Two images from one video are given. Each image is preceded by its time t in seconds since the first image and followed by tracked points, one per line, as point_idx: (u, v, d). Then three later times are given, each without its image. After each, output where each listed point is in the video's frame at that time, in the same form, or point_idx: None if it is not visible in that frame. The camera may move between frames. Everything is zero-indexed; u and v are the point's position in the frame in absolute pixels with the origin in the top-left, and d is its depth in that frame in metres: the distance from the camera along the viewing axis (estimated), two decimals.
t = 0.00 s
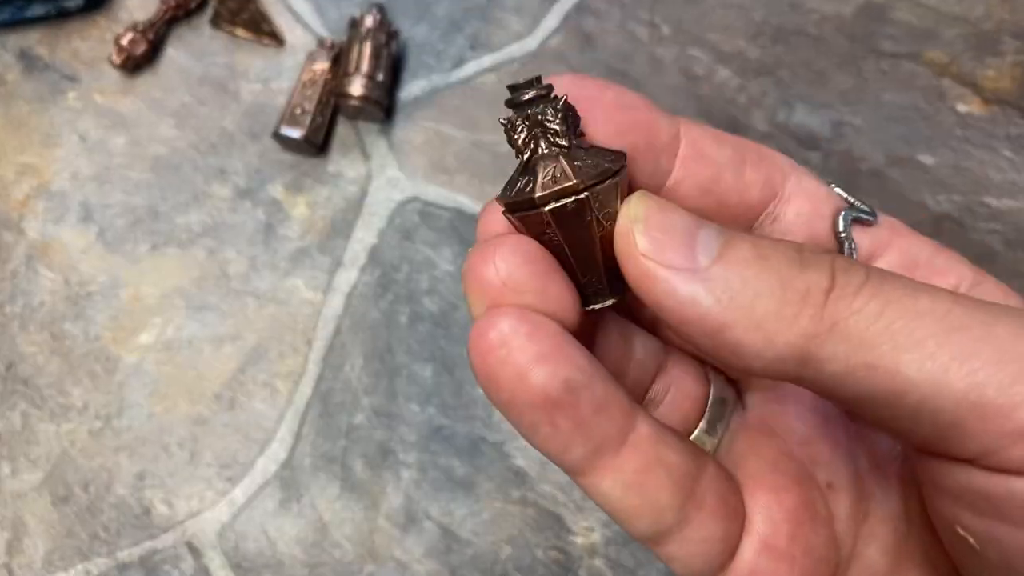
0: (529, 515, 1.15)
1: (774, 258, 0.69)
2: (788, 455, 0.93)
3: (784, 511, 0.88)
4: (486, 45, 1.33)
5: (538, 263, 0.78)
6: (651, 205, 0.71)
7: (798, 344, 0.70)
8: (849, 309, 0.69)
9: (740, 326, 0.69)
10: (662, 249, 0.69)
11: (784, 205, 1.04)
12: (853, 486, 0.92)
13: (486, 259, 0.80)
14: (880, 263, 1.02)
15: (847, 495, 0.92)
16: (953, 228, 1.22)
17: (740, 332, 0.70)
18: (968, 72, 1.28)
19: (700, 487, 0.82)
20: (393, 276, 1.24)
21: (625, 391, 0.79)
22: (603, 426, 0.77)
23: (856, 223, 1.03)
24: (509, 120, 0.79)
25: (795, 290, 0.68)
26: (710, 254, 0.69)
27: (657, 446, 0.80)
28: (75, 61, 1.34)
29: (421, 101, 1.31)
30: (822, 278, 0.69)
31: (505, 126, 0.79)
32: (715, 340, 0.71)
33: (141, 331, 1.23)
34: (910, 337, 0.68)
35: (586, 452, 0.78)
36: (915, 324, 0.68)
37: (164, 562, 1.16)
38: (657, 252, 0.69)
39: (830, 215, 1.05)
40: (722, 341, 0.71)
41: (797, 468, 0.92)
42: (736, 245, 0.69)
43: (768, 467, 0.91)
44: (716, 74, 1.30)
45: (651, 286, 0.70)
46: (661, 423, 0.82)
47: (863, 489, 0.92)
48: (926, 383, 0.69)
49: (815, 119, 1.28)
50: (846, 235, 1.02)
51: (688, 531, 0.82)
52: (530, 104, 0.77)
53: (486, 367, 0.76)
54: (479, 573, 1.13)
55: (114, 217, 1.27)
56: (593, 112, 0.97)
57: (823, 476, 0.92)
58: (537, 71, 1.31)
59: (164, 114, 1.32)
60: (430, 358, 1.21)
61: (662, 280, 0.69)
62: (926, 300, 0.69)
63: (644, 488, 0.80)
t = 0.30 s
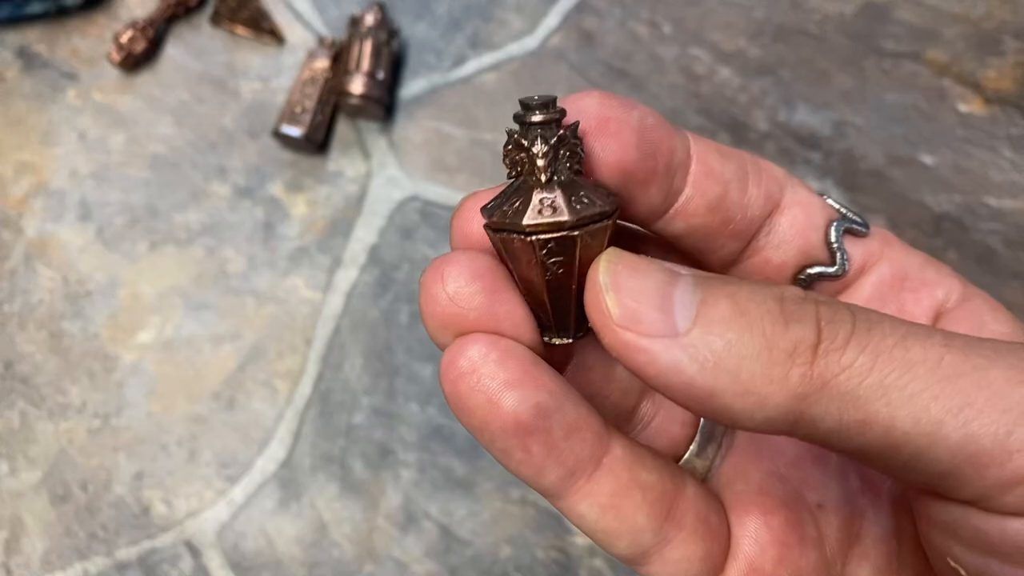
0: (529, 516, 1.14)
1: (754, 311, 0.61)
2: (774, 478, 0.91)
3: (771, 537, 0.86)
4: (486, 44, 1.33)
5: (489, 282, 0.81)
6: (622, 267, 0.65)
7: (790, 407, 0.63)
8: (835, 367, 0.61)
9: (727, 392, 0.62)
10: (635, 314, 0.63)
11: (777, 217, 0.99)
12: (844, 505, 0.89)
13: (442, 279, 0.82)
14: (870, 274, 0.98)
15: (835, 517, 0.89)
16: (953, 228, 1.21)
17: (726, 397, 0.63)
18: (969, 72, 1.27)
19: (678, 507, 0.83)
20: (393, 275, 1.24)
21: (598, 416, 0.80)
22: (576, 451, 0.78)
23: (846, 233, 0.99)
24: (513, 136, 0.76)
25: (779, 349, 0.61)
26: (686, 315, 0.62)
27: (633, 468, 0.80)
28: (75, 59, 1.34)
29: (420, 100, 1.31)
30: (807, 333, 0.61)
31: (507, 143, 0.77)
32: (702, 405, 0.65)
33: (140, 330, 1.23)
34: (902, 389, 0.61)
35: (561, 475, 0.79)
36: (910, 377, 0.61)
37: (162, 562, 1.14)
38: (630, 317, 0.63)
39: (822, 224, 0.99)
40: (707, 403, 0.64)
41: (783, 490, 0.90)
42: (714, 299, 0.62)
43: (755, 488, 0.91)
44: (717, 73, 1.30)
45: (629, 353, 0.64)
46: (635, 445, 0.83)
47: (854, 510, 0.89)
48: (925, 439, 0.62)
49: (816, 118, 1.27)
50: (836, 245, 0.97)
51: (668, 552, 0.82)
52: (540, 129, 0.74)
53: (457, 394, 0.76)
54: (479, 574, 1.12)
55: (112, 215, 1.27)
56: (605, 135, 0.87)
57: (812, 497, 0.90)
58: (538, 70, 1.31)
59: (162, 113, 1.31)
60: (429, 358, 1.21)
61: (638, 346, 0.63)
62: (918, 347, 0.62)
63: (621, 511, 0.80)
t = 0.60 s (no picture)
0: (528, 516, 1.14)
1: (718, 346, 0.61)
2: (774, 476, 0.90)
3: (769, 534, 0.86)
4: (485, 44, 1.33)
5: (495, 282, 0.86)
6: (595, 302, 0.65)
7: (754, 440, 0.63)
8: (795, 401, 0.61)
9: (694, 425, 0.63)
10: (605, 348, 0.64)
11: (797, 219, 0.96)
12: (845, 503, 0.87)
13: (451, 279, 0.87)
14: (885, 276, 0.96)
15: (834, 515, 0.87)
16: (952, 228, 1.20)
17: (693, 430, 0.63)
18: (969, 72, 1.27)
19: (677, 501, 0.84)
20: (392, 274, 1.24)
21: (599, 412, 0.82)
22: (575, 444, 0.80)
23: (864, 237, 0.97)
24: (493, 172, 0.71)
25: (741, 386, 0.61)
26: (654, 350, 0.62)
27: (631, 461, 0.82)
28: (73, 58, 1.34)
29: (419, 100, 1.31)
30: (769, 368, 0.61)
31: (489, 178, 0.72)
32: (673, 436, 0.65)
33: (138, 329, 1.23)
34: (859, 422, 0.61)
35: (561, 467, 0.81)
36: (866, 411, 0.61)
37: (160, 562, 1.14)
38: (601, 351, 0.64)
39: (840, 227, 0.97)
40: (673, 432, 0.65)
41: (783, 485, 0.89)
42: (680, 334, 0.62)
43: (755, 486, 0.90)
44: (716, 73, 1.30)
45: (601, 384, 0.65)
46: (635, 439, 0.84)
47: (854, 506, 0.87)
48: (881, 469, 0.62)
49: (815, 118, 1.27)
50: (853, 249, 0.95)
51: (667, 543, 0.84)
52: (523, 163, 0.70)
53: (461, 387, 0.79)
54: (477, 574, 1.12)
55: (111, 214, 1.27)
56: (616, 144, 0.87)
57: (812, 494, 0.88)
58: (537, 70, 1.31)
59: (161, 112, 1.31)
60: (428, 357, 1.21)
61: (609, 379, 0.64)
62: (878, 380, 0.61)
63: (619, 501, 0.82)
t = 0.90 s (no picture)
0: (527, 515, 1.14)
1: (695, 365, 0.61)
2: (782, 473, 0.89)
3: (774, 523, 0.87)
4: (484, 43, 1.33)
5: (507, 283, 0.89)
6: (578, 320, 0.65)
7: (726, 453, 0.63)
8: (767, 418, 0.61)
9: (669, 438, 0.63)
10: (585, 363, 0.64)
11: (809, 200, 0.97)
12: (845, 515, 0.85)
13: (467, 278, 0.90)
14: (886, 266, 0.96)
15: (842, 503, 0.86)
16: (951, 227, 1.20)
17: (670, 441, 0.63)
18: (968, 71, 1.27)
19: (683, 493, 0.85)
20: (390, 274, 1.23)
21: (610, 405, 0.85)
22: (582, 437, 0.84)
23: (871, 221, 0.96)
24: (481, 183, 0.71)
25: (716, 404, 0.61)
26: (632, 367, 0.62)
27: (638, 455, 0.85)
28: (72, 58, 1.34)
29: (418, 99, 1.31)
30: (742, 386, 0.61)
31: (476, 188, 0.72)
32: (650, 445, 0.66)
33: (137, 329, 1.23)
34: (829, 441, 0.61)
35: (571, 458, 0.85)
36: (836, 431, 0.61)
37: (159, 561, 1.15)
38: (582, 366, 0.64)
39: (845, 211, 0.97)
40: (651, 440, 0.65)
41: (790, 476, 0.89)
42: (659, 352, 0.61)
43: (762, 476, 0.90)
44: (715, 73, 1.30)
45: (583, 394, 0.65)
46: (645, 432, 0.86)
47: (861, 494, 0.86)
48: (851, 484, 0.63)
49: (813, 117, 1.27)
50: (855, 232, 0.96)
51: (673, 533, 0.86)
52: (506, 178, 0.69)
53: (475, 380, 0.85)
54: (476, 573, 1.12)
55: (109, 214, 1.27)
56: (639, 127, 0.89)
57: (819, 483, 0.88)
58: (536, 69, 1.31)
59: (160, 112, 1.31)
60: (427, 357, 1.21)
61: (591, 392, 0.64)
62: (849, 401, 0.61)
63: (626, 492, 0.85)
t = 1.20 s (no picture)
0: (529, 517, 1.14)
1: (705, 350, 0.61)
2: (774, 490, 0.89)
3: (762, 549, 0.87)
4: (486, 45, 1.33)
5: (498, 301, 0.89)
6: (595, 297, 0.65)
7: (726, 439, 0.63)
8: (770, 405, 0.61)
9: (671, 421, 0.63)
10: (599, 342, 0.63)
11: (780, 230, 0.98)
12: (837, 519, 0.86)
13: (456, 298, 0.90)
14: (864, 292, 0.97)
15: (827, 528, 0.86)
16: (953, 228, 1.20)
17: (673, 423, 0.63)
18: (969, 73, 1.27)
19: (676, 515, 0.85)
20: (393, 276, 1.24)
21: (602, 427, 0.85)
22: (576, 459, 0.83)
23: (847, 249, 0.97)
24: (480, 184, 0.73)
25: (722, 389, 0.61)
26: (644, 348, 0.62)
27: (631, 477, 0.85)
28: (75, 61, 1.35)
29: (420, 102, 1.31)
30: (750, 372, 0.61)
31: (477, 192, 0.73)
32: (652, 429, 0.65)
33: (140, 331, 1.23)
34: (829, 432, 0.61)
35: (563, 480, 0.84)
36: (837, 421, 0.61)
37: (163, 564, 1.15)
38: (596, 343, 0.64)
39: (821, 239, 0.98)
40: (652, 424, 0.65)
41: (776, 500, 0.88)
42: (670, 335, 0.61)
43: (750, 499, 0.89)
44: (717, 74, 1.30)
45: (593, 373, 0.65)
46: (637, 455, 0.86)
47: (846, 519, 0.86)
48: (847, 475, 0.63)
49: (816, 119, 1.27)
50: (832, 261, 0.96)
51: (665, 555, 0.85)
52: (500, 180, 0.71)
53: (468, 402, 0.83)
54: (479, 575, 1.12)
55: (112, 217, 1.27)
56: (594, 154, 0.91)
57: (806, 506, 0.87)
58: (538, 72, 1.31)
59: (163, 115, 1.32)
60: (429, 359, 1.21)
61: (599, 370, 0.64)
62: (849, 393, 0.61)
63: (619, 515, 0.84)
